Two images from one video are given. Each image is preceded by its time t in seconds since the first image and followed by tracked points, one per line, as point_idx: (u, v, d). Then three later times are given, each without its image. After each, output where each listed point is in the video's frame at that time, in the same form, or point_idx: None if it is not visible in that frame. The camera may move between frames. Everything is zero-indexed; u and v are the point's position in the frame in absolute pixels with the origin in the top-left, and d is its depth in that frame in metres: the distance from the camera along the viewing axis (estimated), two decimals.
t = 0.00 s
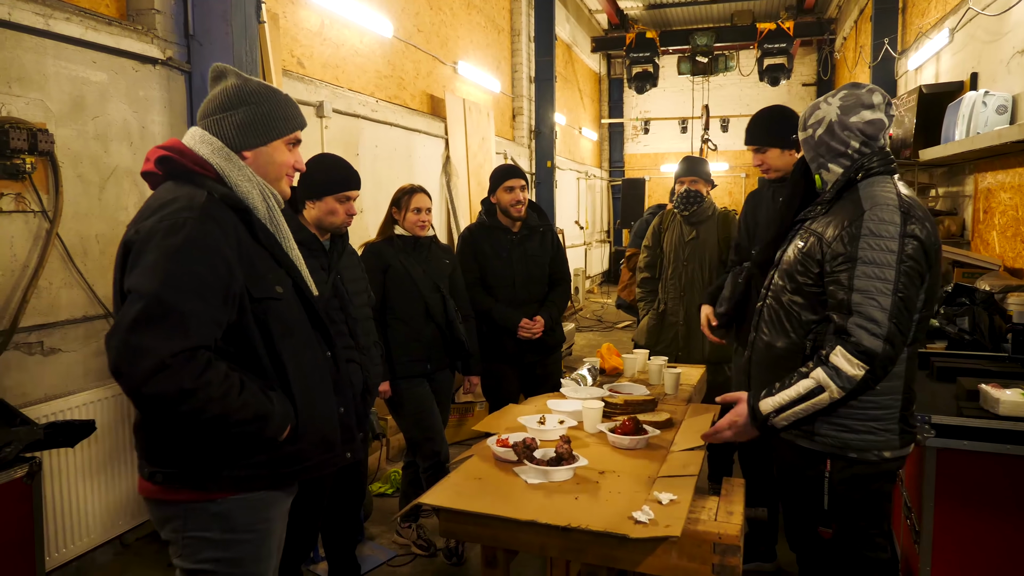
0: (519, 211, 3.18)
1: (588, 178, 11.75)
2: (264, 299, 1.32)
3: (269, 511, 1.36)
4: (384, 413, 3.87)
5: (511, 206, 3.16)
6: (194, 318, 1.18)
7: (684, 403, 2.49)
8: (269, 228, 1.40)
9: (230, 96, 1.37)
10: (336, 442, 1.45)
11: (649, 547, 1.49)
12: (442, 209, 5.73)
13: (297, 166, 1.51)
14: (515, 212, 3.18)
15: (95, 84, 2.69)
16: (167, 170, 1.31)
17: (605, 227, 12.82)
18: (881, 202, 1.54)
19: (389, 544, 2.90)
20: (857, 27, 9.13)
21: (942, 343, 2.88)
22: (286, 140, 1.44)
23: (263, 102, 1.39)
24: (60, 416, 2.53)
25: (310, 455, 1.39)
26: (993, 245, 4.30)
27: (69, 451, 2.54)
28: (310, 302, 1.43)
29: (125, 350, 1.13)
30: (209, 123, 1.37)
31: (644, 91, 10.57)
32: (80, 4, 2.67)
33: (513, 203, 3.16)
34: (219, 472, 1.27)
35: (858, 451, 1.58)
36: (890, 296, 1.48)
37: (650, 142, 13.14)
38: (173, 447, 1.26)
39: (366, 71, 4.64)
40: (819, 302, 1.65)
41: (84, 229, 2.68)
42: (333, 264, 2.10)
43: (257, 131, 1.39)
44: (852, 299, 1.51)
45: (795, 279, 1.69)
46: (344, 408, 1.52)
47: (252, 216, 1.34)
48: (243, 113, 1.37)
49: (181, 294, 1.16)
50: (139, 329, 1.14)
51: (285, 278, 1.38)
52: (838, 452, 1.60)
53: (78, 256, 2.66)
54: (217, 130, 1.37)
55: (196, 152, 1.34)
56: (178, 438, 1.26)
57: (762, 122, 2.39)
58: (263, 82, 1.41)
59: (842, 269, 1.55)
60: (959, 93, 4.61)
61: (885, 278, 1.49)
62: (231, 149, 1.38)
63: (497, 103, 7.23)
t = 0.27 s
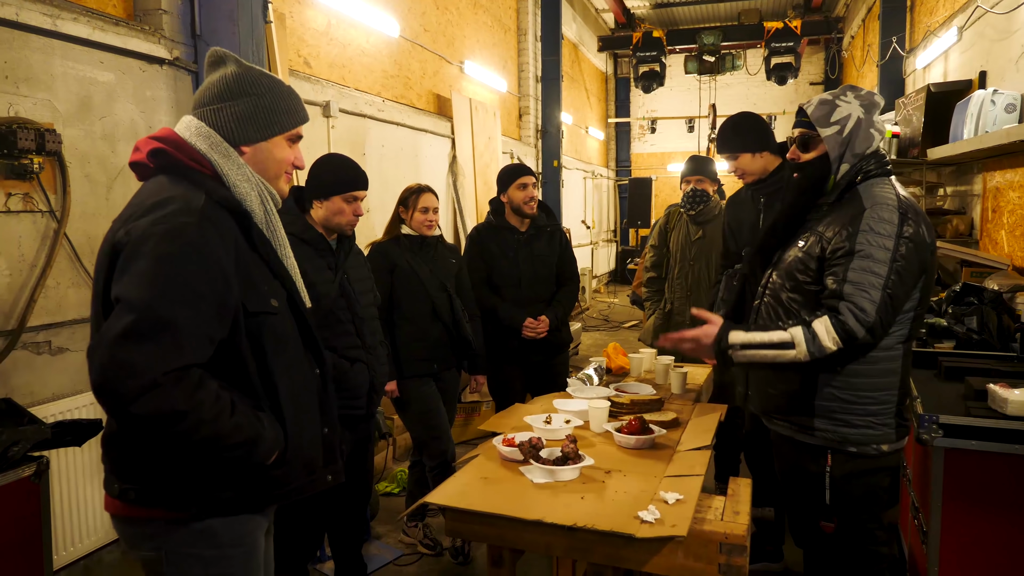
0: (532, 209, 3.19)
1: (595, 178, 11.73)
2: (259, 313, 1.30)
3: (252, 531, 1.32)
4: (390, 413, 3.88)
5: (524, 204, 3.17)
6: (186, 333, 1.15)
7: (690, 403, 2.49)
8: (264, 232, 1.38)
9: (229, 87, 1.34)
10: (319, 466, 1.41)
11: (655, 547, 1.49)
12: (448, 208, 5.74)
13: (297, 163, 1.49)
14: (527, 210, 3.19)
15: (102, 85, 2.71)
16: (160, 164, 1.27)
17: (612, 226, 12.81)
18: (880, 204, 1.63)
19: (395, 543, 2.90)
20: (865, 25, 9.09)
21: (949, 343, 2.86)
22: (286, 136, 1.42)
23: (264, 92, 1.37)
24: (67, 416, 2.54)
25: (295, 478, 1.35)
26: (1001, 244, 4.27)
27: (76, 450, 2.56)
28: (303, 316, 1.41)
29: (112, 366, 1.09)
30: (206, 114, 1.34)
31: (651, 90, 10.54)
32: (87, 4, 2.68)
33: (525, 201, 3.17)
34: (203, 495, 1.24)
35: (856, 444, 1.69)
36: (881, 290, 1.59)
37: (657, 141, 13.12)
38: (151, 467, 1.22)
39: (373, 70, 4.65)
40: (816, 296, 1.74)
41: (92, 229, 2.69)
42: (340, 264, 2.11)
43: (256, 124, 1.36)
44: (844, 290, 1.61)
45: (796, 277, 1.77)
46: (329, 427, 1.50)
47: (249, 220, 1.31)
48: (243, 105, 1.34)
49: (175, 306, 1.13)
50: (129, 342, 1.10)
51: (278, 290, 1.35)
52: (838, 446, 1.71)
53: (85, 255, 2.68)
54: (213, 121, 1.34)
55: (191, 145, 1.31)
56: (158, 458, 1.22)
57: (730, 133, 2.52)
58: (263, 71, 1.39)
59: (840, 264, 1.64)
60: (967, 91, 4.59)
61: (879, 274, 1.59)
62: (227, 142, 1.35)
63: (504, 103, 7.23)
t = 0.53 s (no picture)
0: (532, 207, 3.18)
1: (597, 176, 11.72)
2: (260, 309, 1.30)
3: (261, 523, 1.34)
4: (392, 410, 3.88)
5: (524, 201, 3.17)
6: (191, 335, 1.15)
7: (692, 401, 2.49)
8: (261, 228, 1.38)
9: (213, 77, 1.33)
10: (326, 453, 1.43)
11: (656, 545, 1.49)
12: (450, 206, 5.74)
13: (284, 152, 1.48)
14: (528, 207, 3.18)
15: (104, 82, 2.71)
16: (151, 162, 1.28)
17: (614, 224, 12.79)
18: (881, 203, 1.64)
19: (397, 540, 2.91)
20: (868, 23, 9.05)
21: (951, 341, 2.86)
22: (273, 125, 1.41)
23: (250, 81, 1.36)
24: (69, 412, 2.55)
25: (302, 468, 1.37)
26: (1005, 242, 4.26)
27: (79, 446, 2.56)
28: (303, 309, 1.41)
29: (119, 370, 1.10)
30: (192, 106, 1.34)
31: (653, 88, 10.52)
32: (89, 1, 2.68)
33: (525, 198, 3.17)
34: (215, 490, 1.25)
35: (857, 436, 1.70)
36: (886, 288, 1.59)
37: (659, 139, 13.10)
38: (161, 466, 1.22)
39: (375, 68, 4.64)
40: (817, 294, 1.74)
41: (94, 226, 2.70)
42: (342, 261, 2.12)
43: (241, 112, 1.35)
44: (850, 289, 1.61)
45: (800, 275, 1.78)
46: (334, 417, 1.51)
47: (245, 215, 1.31)
48: (227, 94, 1.34)
49: (177, 310, 1.13)
50: (134, 347, 1.10)
51: (279, 285, 1.36)
52: (841, 439, 1.71)
53: (88, 253, 2.68)
54: (200, 113, 1.34)
55: (179, 139, 1.30)
56: (167, 458, 1.22)
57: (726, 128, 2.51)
58: (249, 60, 1.38)
59: (845, 264, 1.64)
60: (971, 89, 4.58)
61: (885, 273, 1.59)
62: (215, 134, 1.34)
63: (506, 101, 7.22)
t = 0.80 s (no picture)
0: (524, 204, 3.18)
1: (597, 174, 11.72)
2: (256, 305, 1.29)
3: (276, 511, 1.34)
4: (391, 408, 3.88)
5: (517, 198, 3.18)
6: (183, 333, 1.15)
7: (691, 399, 2.49)
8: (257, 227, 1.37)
9: (207, 83, 1.33)
10: (334, 441, 1.42)
11: (655, 543, 1.49)
12: (449, 204, 5.73)
13: (280, 154, 1.47)
14: (520, 204, 3.18)
15: (104, 79, 2.71)
16: (148, 168, 1.28)
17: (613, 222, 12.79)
18: (880, 202, 1.64)
19: (396, 539, 2.91)
20: (869, 22, 9.04)
21: (950, 340, 2.87)
22: (267, 128, 1.41)
23: (244, 86, 1.35)
24: (69, 409, 2.55)
25: (309, 457, 1.36)
26: (1004, 242, 4.26)
27: (78, 444, 2.56)
28: (303, 302, 1.40)
29: (115, 371, 1.11)
30: (190, 112, 1.34)
31: (653, 87, 10.50)
32: None
33: (518, 195, 3.17)
34: (222, 482, 1.25)
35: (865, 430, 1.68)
36: (893, 286, 1.57)
37: (659, 138, 13.09)
38: (170, 460, 1.23)
39: (375, 66, 4.64)
40: (821, 293, 1.74)
41: (93, 224, 2.69)
42: (341, 259, 2.12)
43: (235, 117, 1.35)
44: (855, 289, 1.60)
45: (801, 276, 1.77)
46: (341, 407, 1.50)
47: (238, 214, 1.30)
48: (221, 99, 1.33)
49: (170, 310, 1.13)
50: (128, 347, 1.11)
51: (275, 280, 1.35)
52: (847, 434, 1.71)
53: (87, 250, 2.68)
54: (195, 118, 1.34)
55: (174, 145, 1.30)
56: (174, 452, 1.23)
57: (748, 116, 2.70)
58: (243, 66, 1.38)
59: (849, 263, 1.64)
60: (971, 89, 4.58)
61: (888, 269, 1.58)
62: (210, 139, 1.34)
63: (506, 99, 7.21)
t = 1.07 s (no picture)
0: (523, 214, 3.18)
1: (594, 175, 11.73)
2: (255, 302, 1.30)
3: (280, 508, 1.34)
4: (388, 409, 3.88)
5: (516, 208, 3.18)
6: (183, 334, 1.15)
7: (687, 401, 2.49)
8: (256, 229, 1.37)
9: (208, 90, 1.34)
10: (336, 437, 1.42)
11: (652, 544, 1.49)
12: (447, 205, 5.73)
13: (280, 160, 1.46)
14: (519, 214, 3.19)
15: (102, 79, 2.70)
16: (147, 172, 1.28)
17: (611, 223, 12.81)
18: (879, 204, 1.66)
19: (393, 540, 2.91)
20: (865, 25, 9.06)
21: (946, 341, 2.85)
22: (265, 133, 1.40)
23: (242, 93, 1.35)
24: (67, 410, 2.55)
25: (310, 453, 1.36)
26: (999, 243, 4.27)
27: (74, 445, 2.56)
28: (303, 300, 1.40)
29: (115, 368, 1.11)
30: (191, 117, 1.35)
31: (651, 88, 10.51)
32: None
33: (517, 205, 3.16)
34: (225, 476, 1.25)
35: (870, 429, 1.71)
36: (915, 284, 1.58)
37: (657, 139, 13.10)
38: (174, 456, 1.23)
39: (373, 67, 4.64)
40: (826, 295, 1.74)
41: (90, 224, 2.69)
42: (337, 260, 2.12)
43: (234, 123, 1.35)
44: (881, 292, 1.60)
45: (800, 279, 1.78)
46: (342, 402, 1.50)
47: (237, 216, 1.30)
48: (221, 105, 1.34)
49: (170, 310, 1.13)
50: (129, 344, 1.11)
51: (274, 278, 1.35)
52: (845, 434, 1.73)
53: (84, 251, 2.67)
54: (196, 123, 1.34)
55: (174, 150, 1.30)
56: (178, 447, 1.23)
57: (764, 112, 2.71)
58: (243, 73, 1.38)
59: (862, 266, 1.64)
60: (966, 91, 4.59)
61: (905, 269, 1.59)
62: (208, 143, 1.34)
63: (503, 100, 7.21)
